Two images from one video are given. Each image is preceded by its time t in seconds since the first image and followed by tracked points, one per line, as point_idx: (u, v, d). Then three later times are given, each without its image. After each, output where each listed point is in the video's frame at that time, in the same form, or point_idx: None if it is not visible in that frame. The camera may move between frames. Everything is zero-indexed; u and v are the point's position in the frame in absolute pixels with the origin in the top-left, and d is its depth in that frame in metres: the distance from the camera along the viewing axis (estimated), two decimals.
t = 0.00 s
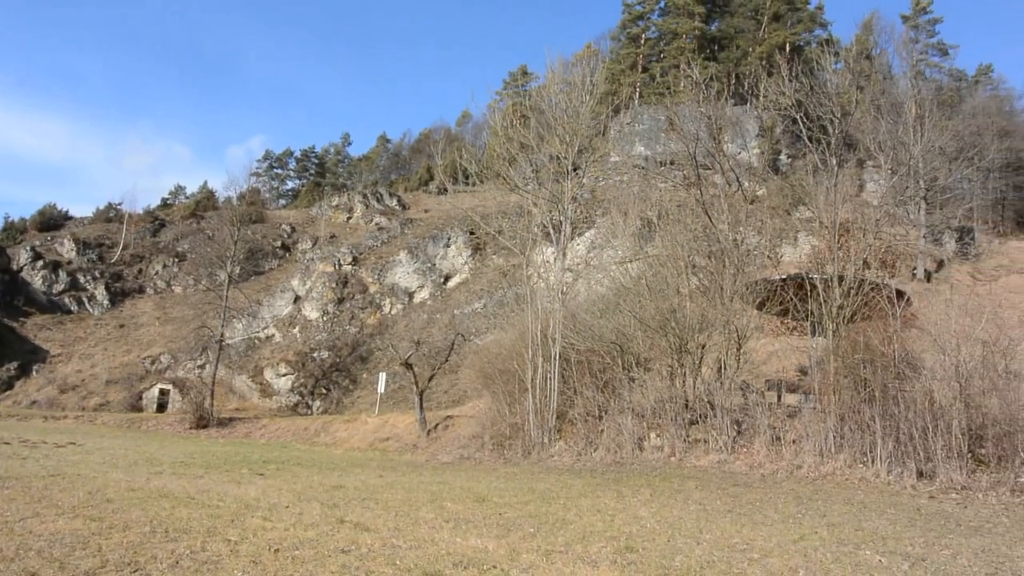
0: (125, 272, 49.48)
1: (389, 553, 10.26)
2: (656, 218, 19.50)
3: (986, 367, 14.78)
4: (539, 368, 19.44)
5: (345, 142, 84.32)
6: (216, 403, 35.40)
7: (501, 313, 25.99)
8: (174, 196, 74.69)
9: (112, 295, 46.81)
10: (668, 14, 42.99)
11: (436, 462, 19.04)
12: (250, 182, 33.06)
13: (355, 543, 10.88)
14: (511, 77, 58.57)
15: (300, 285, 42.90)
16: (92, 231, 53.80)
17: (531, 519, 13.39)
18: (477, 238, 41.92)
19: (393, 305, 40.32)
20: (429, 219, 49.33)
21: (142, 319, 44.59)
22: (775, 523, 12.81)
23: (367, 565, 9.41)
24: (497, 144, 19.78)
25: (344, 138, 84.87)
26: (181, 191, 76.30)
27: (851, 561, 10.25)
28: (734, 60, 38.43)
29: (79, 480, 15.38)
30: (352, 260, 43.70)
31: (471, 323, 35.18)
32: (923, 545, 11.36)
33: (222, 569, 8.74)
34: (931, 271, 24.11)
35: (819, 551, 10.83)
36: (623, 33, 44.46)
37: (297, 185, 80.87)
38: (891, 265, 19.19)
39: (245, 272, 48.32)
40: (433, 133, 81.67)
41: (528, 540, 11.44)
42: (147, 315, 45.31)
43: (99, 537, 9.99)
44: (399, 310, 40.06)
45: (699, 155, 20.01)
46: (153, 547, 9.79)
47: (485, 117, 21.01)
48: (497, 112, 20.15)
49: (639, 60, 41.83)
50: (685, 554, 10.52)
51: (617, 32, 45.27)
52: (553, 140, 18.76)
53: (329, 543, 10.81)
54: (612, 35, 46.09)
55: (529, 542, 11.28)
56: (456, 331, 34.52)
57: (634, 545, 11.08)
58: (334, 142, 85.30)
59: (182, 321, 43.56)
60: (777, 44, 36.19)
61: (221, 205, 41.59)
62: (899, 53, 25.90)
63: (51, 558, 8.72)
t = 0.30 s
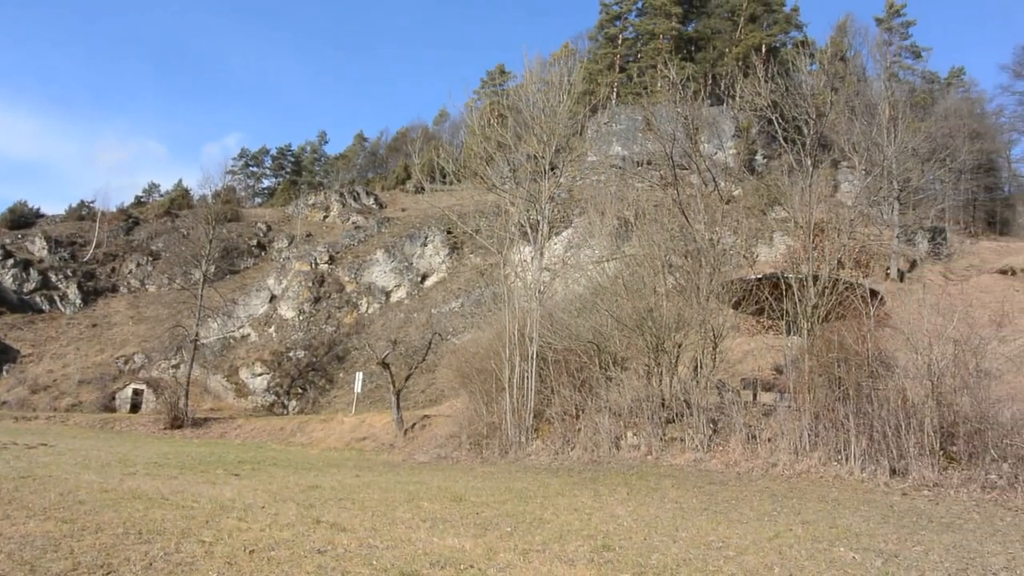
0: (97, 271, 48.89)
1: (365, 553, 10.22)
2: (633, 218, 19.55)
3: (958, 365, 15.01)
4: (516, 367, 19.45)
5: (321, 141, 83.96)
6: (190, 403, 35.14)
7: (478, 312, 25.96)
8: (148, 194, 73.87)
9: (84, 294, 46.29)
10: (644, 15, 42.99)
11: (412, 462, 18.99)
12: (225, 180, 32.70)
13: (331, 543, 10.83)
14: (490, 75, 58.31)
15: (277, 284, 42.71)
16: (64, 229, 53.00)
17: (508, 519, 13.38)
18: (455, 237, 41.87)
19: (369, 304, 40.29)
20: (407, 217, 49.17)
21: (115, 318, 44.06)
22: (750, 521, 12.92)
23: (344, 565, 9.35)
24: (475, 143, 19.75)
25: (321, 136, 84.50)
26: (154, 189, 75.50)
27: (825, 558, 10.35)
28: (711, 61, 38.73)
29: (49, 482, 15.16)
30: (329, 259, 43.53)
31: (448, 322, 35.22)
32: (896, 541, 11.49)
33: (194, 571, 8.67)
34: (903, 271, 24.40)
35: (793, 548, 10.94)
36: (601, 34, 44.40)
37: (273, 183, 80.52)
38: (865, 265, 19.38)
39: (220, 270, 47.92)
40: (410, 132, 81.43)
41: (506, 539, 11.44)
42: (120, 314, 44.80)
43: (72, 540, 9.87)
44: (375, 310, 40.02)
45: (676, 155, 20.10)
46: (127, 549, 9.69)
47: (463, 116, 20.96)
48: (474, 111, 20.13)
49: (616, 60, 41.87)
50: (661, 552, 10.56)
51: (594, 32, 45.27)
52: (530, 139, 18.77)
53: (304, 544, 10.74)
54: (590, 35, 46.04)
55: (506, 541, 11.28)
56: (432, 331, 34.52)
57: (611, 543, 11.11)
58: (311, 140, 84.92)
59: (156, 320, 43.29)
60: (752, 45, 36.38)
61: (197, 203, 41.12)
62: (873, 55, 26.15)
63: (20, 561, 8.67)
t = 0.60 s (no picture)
0: (74, 269, 48.37)
1: (346, 553, 10.20)
2: (614, 218, 19.61)
3: (934, 363, 15.18)
4: (497, 366, 19.44)
5: (301, 139, 83.48)
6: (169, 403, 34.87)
7: (459, 311, 25.92)
8: (127, 192, 73.16)
9: (61, 293, 45.79)
10: (626, 15, 43.07)
11: (393, 461, 18.94)
12: (205, 178, 32.40)
13: (311, 544, 10.77)
14: (472, 75, 58.25)
15: (257, 283, 42.47)
16: (40, 227, 52.34)
17: (489, 518, 13.36)
18: (436, 237, 41.80)
19: (350, 304, 40.22)
20: (388, 216, 49.01)
21: (93, 317, 43.61)
22: (730, 519, 12.98)
23: (325, 566, 9.32)
24: (457, 142, 19.73)
25: (301, 135, 84.14)
26: (133, 188, 74.80)
27: (805, 556, 10.41)
28: (692, 61, 38.94)
29: (24, 483, 14.96)
30: (309, 258, 43.32)
31: (429, 322, 35.17)
32: (873, 538, 11.59)
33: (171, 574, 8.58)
34: (881, 271, 24.63)
35: (773, 546, 11.00)
36: (583, 34, 44.37)
37: (253, 182, 80.22)
38: (844, 264, 19.53)
39: (199, 269, 47.56)
40: (392, 131, 81.26)
41: (487, 539, 11.43)
42: (97, 313, 44.36)
43: (47, 542, 9.75)
44: (356, 309, 39.96)
45: (657, 155, 20.17)
46: (103, 551, 9.58)
47: (444, 115, 20.91)
48: (456, 110, 20.09)
49: (598, 60, 41.93)
50: (642, 551, 10.59)
51: (576, 32, 45.29)
52: (512, 138, 18.77)
53: (284, 544, 10.67)
54: (572, 35, 46.01)
55: (487, 540, 11.28)
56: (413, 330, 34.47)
57: (592, 542, 11.13)
58: (292, 139, 84.52)
59: (134, 319, 42.97)
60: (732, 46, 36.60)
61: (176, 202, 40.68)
62: (853, 56, 26.32)
63: None
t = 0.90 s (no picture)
0: (50, 269, 47.81)
1: (326, 553, 10.16)
2: (595, 218, 19.67)
3: (911, 363, 15.34)
4: (478, 366, 19.44)
5: (281, 138, 82.96)
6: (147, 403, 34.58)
7: (440, 311, 25.87)
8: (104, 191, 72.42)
9: (36, 293, 45.25)
10: (608, 15, 43.15)
11: (374, 461, 18.88)
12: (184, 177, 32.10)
13: (291, 544, 10.70)
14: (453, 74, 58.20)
15: (236, 282, 42.19)
16: (15, 226, 51.65)
17: (470, 518, 13.34)
18: (417, 236, 41.77)
19: (331, 303, 40.14)
20: (369, 215, 48.85)
21: (69, 317, 43.14)
22: (711, 518, 13.05)
23: (305, 566, 9.28)
24: (438, 142, 19.69)
25: (281, 133, 83.72)
26: (110, 186, 74.05)
27: (784, 553, 10.48)
28: (673, 62, 39.10)
29: None
30: (289, 257, 43.08)
31: (410, 321, 35.12)
32: (852, 536, 11.69)
33: None
34: (859, 271, 24.87)
35: (752, 544, 11.06)
36: (564, 33, 44.39)
37: (232, 180, 79.80)
38: (823, 265, 19.70)
39: (177, 268, 47.14)
40: (373, 129, 81.05)
41: (468, 539, 11.41)
42: (74, 313, 43.87)
43: (23, 545, 9.63)
44: (336, 309, 39.87)
45: (638, 155, 20.27)
46: (80, 553, 9.47)
47: (425, 114, 20.85)
48: (437, 110, 20.04)
49: (580, 60, 41.97)
50: (623, 549, 10.61)
51: (557, 32, 45.31)
52: (493, 137, 18.78)
53: (264, 545, 10.60)
54: (553, 34, 46.01)
55: (468, 540, 11.27)
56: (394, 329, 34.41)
57: (573, 541, 11.15)
58: (272, 137, 84.08)
59: (112, 319, 42.50)
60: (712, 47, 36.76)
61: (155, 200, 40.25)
62: (832, 58, 26.55)
63: None
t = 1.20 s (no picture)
0: (25, 268, 47.19)
1: (305, 553, 10.12)
2: (575, 218, 19.72)
3: (889, 362, 15.49)
4: (458, 365, 19.43)
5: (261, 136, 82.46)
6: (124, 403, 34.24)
7: (420, 311, 25.79)
8: (80, 189, 71.59)
9: (10, 292, 44.68)
10: (589, 15, 43.21)
11: (354, 461, 18.80)
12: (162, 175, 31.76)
13: (270, 545, 10.64)
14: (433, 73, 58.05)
15: (215, 282, 41.91)
16: None
17: (450, 518, 13.31)
18: (397, 235, 41.76)
19: (310, 303, 40.15)
20: (349, 214, 48.74)
21: (44, 316, 42.62)
22: (690, 516, 13.12)
23: (284, 566, 9.24)
24: (418, 140, 19.65)
25: (261, 131, 83.27)
26: (87, 184, 73.24)
27: (762, 551, 10.55)
28: (653, 62, 39.25)
29: None
30: (269, 256, 42.85)
31: (390, 321, 35.11)
32: (829, 533, 11.79)
33: None
34: (838, 271, 25.11)
35: (731, 542, 11.13)
36: (544, 33, 44.43)
37: (210, 178, 79.32)
38: (801, 264, 19.86)
39: (155, 267, 46.71)
40: (354, 127, 80.85)
41: (448, 538, 11.40)
42: (50, 312, 43.35)
43: None
44: (316, 308, 39.89)
45: (618, 155, 20.37)
46: (55, 555, 9.35)
47: (405, 112, 20.79)
48: (418, 108, 19.99)
49: (560, 60, 41.96)
50: (603, 548, 10.63)
51: (538, 31, 45.33)
52: (474, 137, 18.78)
53: (242, 546, 10.52)
54: (534, 34, 46.02)
55: (448, 540, 11.26)
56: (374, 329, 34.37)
57: (553, 541, 11.16)
58: (251, 135, 83.64)
59: (88, 318, 41.98)
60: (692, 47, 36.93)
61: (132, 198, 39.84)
62: (812, 59, 26.78)
63: None
